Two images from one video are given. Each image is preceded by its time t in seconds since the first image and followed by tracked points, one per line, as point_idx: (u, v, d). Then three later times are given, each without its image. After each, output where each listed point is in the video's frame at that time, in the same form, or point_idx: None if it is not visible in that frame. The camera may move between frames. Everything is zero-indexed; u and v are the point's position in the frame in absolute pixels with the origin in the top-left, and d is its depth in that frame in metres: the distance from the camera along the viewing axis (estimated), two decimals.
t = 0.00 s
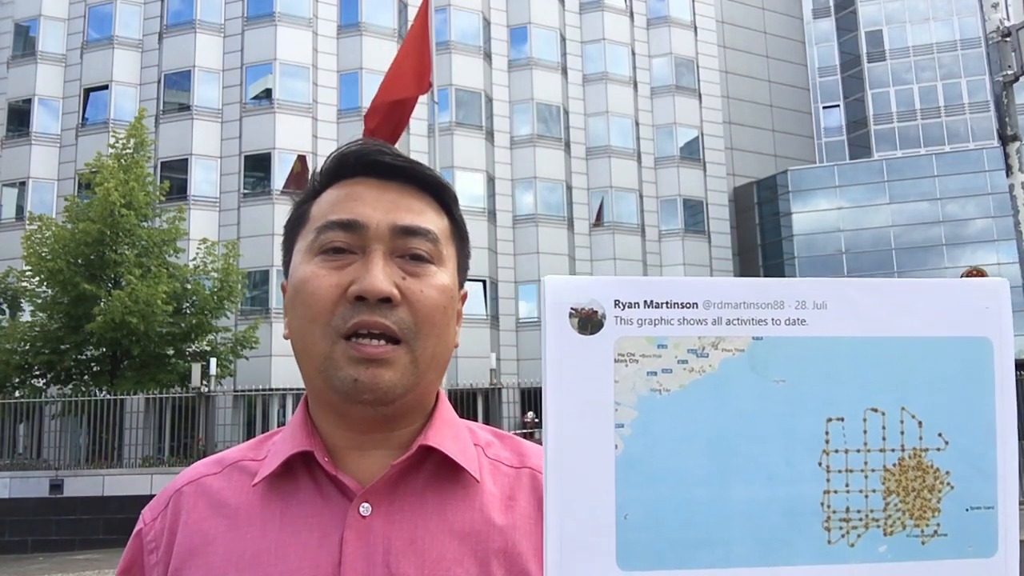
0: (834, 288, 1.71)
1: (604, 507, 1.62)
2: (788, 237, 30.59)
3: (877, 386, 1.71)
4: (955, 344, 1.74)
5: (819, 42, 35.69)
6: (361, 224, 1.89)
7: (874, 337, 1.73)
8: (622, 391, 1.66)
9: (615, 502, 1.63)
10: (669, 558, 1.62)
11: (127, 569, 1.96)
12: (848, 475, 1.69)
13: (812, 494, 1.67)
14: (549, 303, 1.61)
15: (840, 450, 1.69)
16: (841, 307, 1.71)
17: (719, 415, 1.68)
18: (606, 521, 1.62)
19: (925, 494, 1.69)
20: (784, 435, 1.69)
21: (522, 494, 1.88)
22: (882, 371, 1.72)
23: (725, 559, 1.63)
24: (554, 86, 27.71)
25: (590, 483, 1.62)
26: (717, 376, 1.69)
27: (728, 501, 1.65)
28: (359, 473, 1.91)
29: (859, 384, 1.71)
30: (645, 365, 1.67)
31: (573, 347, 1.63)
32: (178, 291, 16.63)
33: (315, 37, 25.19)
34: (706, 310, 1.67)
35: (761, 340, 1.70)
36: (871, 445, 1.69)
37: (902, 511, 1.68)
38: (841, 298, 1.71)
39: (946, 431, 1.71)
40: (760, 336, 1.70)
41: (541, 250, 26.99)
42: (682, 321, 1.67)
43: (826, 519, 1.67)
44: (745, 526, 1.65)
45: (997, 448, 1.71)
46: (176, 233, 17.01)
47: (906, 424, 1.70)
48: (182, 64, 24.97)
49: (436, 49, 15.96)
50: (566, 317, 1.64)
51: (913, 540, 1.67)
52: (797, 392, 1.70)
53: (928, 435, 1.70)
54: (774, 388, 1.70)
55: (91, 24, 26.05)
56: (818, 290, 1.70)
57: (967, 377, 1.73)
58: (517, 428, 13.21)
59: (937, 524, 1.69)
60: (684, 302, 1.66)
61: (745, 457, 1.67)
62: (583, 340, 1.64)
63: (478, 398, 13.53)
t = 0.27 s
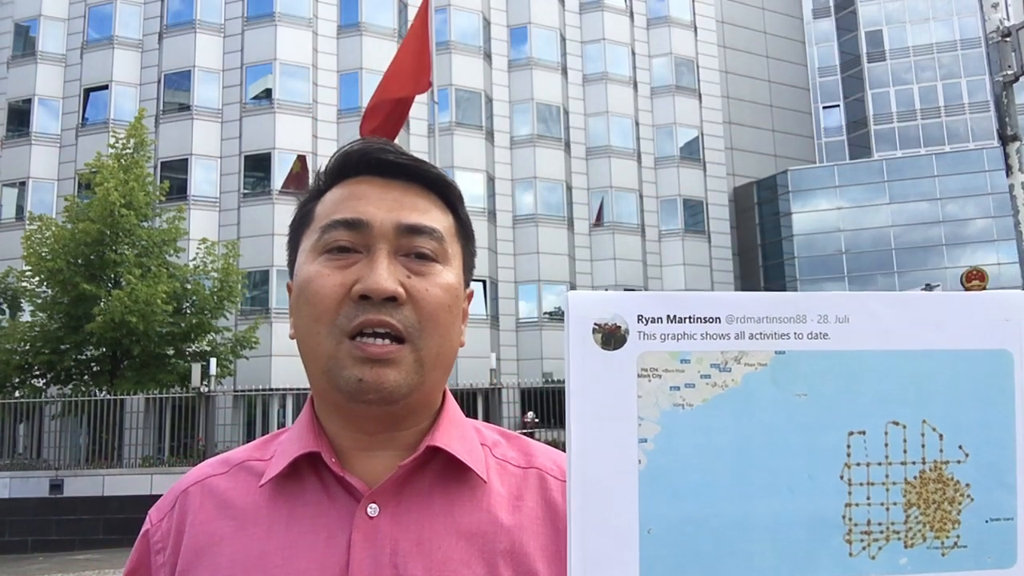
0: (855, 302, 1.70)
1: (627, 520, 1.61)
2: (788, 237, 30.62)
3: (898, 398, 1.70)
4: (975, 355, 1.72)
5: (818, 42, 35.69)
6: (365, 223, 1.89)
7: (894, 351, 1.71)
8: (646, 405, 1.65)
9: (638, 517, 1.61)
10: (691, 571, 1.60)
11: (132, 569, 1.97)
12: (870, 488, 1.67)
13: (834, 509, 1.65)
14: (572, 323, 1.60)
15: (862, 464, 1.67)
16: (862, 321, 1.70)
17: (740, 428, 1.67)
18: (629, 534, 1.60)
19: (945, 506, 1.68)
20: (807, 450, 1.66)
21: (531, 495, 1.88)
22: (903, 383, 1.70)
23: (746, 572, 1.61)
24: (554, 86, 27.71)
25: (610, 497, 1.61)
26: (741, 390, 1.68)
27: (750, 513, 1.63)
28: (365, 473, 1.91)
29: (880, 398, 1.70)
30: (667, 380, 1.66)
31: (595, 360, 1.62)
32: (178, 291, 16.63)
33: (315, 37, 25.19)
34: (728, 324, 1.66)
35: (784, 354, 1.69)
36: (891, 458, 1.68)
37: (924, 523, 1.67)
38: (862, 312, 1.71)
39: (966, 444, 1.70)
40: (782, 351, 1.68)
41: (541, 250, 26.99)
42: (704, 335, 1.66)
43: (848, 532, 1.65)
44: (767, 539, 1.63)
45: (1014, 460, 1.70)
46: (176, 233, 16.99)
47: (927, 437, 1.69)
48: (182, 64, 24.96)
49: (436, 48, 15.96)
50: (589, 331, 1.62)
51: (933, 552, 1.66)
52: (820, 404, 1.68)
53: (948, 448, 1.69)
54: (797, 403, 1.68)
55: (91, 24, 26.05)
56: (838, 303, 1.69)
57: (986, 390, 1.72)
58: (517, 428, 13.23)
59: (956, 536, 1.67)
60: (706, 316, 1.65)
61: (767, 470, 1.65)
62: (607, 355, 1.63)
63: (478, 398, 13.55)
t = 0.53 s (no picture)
0: (860, 302, 1.67)
1: (635, 525, 1.59)
2: (788, 237, 30.64)
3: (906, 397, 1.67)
4: (984, 350, 1.69)
5: (818, 42, 35.71)
6: (374, 224, 1.89)
7: (900, 348, 1.68)
8: (651, 413, 1.64)
9: (646, 520, 1.60)
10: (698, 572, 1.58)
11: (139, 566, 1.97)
12: (879, 488, 1.64)
13: (844, 509, 1.62)
14: (572, 331, 1.61)
15: (870, 464, 1.65)
16: (868, 320, 1.67)
17: (747, 432, 1.65)
18: (636, 539, 1.59)
19: (957, 504, 1.64)
20: (812, 452, 1.64)
21: (539, 492, 1.88)
22: (910, 382, 1.67)
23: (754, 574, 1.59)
24: (555, 86, 27.71)
25: (616, 500, 1.60)
26: (747, 393, 1.66)
27: (759, 514, 1.61)
28: (374, 470, 1.92)
29: (890, 395, 1.66)
30: (671, 387, 1.65)
31: (599, 367, 1.61)
32: (178, 291, 16.63)
33: (315, 38, 25.19)
34: (733, 327, 1.65)
35: (789, 356, 1.67)
36: (901, 456, 1.65)
37: (934, 521, 1.64)
38: (867, 311, 1.68)
39: (977, 441, 1.66)
40: (787, 353, 1.66)
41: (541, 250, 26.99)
42: (707, 341, 1.65)
43: (857, 532, 1.62)
44: (775, 541, 1.60)
45: None
46: (176, 233, 16.99)
47: (936, 435, 1.66)
48: (182, 64, 24.96)
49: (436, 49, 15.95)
50: (589, 342, 1.62)
51: (946, 550, 1.63)
52: (826, 405, 1.66)
53: (957, 445, 1.66)
54: (803, 405, 1.66)
55: (91, 24, 26.05)
56: (844, 302, 1.67)
57: (995, 384, 1.68)
58: (517, 428, 13.23)
59: (969, 533, 1.64)
60: (712, 320, 1.64)
61: (773, 472, 1.63)
62: (608, 363, 1.63)
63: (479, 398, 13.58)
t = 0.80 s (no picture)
0: (867, 302, 1.68)
1: (641, 527, 1.60)
2: (788, 237, 30.64)
3: (914, 399, 1.67)
4: (993, 354, 1.69)
5: (818, 42, 35.71)
6: (382, 223, 1.90)
7: (910, 350, 1.68)
8: (656, 415, 1.64)
9: (652, 522, 1.60)
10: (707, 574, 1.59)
11: (146, 565, 1.98)
12: (889, 491, 1.64)
13: (852, 511, 1.63)
14: (577, 333, 1.62)
15: (880, 467, 1.64)
16: (878, 322, 1.67)
17: (755, 434, 1.65)
18: (641, 541, 1.59)
19: (967, 507, 1.64)
20: (821, 455, 1.64)
21: (546, 493, 1.88)
22: (920, 384, 1.67)
23: None
24: (554, 86, 27.71)
25: (623, 500, 1.61)
26: (753, 396, 1.66)
27: (767, 518, 1.61)
28: (380, 469, 1.92)
29: (898, 399, 1.66)
30: (677, 389, 1.65)
31: (603, 370, 1.62)
32: (178, 291, 16.63)
33: (315, 37, 25.19)
34: (738, 329, 1.65)
35: (795, 359, 1.67)
36: (910, 460, 1.65)
37: (945, 525, 1.63)
38: (876, 312, 1.68)
39: (987, 444, 1.66)
40: (794, 356, 1.67)
41: (541, 250, 26.97)
42: (714, 343, 1.65)
43: (867, 536, 1.62)
44: (785, 543, 1.60)
45: None
46: (176, 233, 16.98)
47: (945, 437, 1.66)
48: (182, 64, 24.95)
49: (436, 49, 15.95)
50: (594, 343, 1.62)
51: (956, 554, 1.63)
52: (835, 407, 1.66)
53: (968, 447, 1.66)
54: (809, 407, 1.66)
55: (91, 24, 26.03)
56: (851, 304, 1.67)
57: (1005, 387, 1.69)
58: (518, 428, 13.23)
59: (980, 537, 1.64)
60: (717, 322, 1.65)
61: (783, 473, 1.64)
62: (614, 365, 1.63)
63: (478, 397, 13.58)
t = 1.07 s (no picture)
0: (868, 304, 1.68)
1: (643, 530, 1.60)
2: (788, 237, 30.64)
3: (915, 398, 1.66)
4: (995, 354, 1.68)
5: (818, 42, 35.71)
6: (391, 224, 1.90)
7: (911, 350, 1.68)
8: (656, 417, 1.65)
9: (654, 525, 1.61)
10: None
11: (154, 565, 1.98)
12: (891, 492, 1.63)
13: (855, 513, 1.62)
14: (577, 334, 1.63)
15: (880, 468, 1.64)
16: (879, 324, 1.68)
17: (756, 436, 1.65)
18: (645, 543, 1.60)
19: (970, 508, 1.63)
20: (823, 456, 1.64)
21: (551, 494, 1.89)
22: (922, 387, 1.67)
23: None
24: (554, 86, 27.72)
25: (626, 501, 1.61)
26: (754, 397, 1.66)
27: (770, 521, 1.61)
28: (386, 470, 1.92)
29: (899, 398, 1.66)
30: (677, 392, 1.66)
31: (603, 373, 1.63)
32: (178, 291, 16.62)
33: (315, 37, 25.19)
34: (738, 331, 1.66)
35: (795, 361, 1.67)
36: (911, 460, 1.64)
37: (947, 525, 1.62)
38: (876, 313, 1.68)
39: (989, 444, 1.65)
40: (794, 357, 1.67)
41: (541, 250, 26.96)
42: (714, 345, 1.65)
43: (868, 537, 1.61)
44: (787, 544, 1.60)
45: None
46: (176, 233, 16.98)
47: (947, 438, 1.65)
48: (182, 64, 24.94)
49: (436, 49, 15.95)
50: (595, 346, 1.64)
51: (958, 554, 1.62)
52: (836, 410, 1.66)
53: (969, 447, 1.65)
54: (810, 408, 1.66)
55: (91, 24, 26.03)
56: (852, 305, 1.68)
57: (1007, 387, 1.67)
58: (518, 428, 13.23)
59: (983, 536, 1.62)
60: (717, 324, 1.65)
61: (785, 474, 1.63)
62: (613, 368, 1.65)
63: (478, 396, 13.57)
